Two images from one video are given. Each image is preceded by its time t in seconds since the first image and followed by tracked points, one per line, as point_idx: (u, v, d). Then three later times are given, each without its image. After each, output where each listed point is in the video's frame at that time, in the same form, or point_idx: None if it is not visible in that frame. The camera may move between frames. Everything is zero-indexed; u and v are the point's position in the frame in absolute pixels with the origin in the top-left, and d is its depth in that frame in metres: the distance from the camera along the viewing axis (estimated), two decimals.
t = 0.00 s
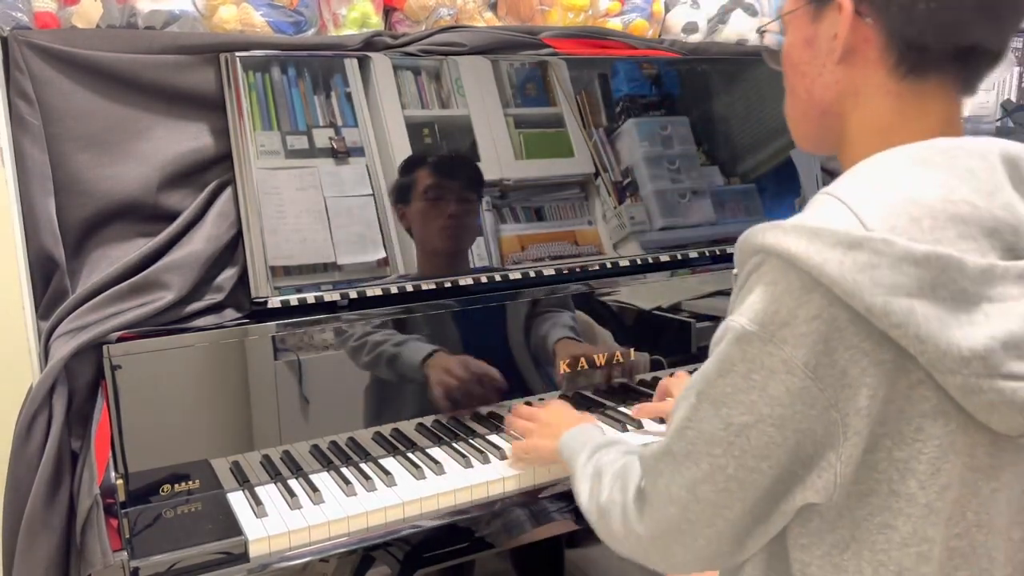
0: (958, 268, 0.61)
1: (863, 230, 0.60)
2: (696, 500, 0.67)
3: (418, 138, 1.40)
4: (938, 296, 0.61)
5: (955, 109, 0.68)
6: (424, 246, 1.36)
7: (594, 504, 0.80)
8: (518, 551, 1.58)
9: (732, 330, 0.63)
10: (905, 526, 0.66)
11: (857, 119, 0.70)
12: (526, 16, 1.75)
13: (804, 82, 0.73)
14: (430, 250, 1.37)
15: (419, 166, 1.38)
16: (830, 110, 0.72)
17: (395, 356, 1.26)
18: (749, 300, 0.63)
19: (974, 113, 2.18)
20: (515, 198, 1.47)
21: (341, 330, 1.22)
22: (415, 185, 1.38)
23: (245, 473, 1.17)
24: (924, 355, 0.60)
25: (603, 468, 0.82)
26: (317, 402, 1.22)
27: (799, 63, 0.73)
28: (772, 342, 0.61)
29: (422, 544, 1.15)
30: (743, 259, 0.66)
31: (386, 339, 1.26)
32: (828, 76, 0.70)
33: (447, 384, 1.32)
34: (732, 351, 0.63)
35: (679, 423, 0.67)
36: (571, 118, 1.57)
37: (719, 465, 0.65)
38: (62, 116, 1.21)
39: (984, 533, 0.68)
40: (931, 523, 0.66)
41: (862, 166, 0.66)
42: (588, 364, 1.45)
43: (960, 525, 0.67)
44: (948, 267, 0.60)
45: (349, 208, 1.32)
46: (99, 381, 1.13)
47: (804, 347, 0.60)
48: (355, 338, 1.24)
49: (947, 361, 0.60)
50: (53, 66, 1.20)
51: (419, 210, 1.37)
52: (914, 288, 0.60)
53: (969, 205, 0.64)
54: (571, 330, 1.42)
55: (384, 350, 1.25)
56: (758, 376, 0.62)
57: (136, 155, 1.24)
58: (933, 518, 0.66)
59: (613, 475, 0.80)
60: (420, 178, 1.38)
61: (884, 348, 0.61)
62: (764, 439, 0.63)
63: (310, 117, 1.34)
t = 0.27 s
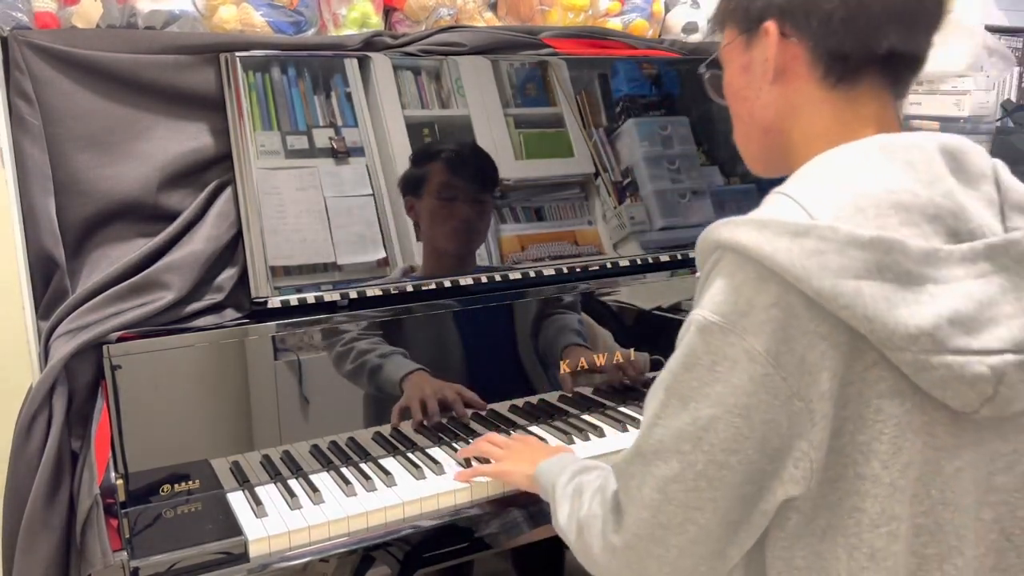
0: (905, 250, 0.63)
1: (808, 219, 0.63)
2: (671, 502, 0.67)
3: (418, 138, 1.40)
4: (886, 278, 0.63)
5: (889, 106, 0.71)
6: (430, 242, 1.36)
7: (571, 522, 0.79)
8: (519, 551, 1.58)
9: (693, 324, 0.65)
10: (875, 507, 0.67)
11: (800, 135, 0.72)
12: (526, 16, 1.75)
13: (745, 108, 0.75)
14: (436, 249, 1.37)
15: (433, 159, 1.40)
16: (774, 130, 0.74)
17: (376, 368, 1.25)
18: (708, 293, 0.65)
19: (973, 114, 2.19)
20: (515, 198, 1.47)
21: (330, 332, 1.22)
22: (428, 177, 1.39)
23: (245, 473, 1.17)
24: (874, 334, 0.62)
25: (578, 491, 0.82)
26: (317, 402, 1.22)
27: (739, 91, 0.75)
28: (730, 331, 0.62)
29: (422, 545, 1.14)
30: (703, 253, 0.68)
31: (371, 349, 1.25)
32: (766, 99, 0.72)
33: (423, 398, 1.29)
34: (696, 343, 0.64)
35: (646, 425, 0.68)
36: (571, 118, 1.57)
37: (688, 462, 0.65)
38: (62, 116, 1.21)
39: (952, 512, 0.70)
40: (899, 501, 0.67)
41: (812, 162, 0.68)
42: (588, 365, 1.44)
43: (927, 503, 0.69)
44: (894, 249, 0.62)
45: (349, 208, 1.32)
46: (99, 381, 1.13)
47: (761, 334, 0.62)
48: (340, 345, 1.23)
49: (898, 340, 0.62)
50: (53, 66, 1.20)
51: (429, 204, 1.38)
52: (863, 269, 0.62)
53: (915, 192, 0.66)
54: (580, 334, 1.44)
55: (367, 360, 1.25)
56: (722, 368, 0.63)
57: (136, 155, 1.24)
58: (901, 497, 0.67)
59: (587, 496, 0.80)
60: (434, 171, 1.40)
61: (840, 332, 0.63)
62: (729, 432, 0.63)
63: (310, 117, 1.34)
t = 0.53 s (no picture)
0: (843, 228, 0.68)
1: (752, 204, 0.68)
2: (631, 483, 0.71)
3: (417, 139, 1.40)
4: (827, 255, 0.67)
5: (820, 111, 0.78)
6: (441, 246, 1.37)
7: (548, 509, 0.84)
8: (518, 552, 1.58)
9: (653, 307, 0.70)
10: (835, 481, 0.72)
11: (750, 150, 0.78)
12: (526, 15, 1.75)
13: (694, 140, 0.82)
14: (447, 254, 1.37)
15: (455, 163, 1.41)
16: (722, 156, 0.80)
17: (372, 370, 1.25)
18: (666, 280, 0.71)
19: (974, 114, 2.15)
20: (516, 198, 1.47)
21: (323, 332, 1.21)
22: (446, 182, 1.40)
23: (245, 473, 1.16)
24: (816, 306, 0.67)
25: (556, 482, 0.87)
26: (317, 402, 1.22)
27: (685, 128, 0.82)
28: (685, 311, 0.68)
29: (421, 546, 1.14)
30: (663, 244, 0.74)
31: (366, 351, 1.25)
32: (712, 125, 0.79)
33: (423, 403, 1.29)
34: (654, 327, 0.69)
35: (611, 402, 0.72)
36: (571, 118, 1.56)
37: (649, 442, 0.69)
38: (61, 116, 1.20)
39: (914, 484, 0.75)
40: (853, 471, 0.72)
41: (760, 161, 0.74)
42: (589, 364, 1.45)
43: (888, 477, 0.74)
44: (833, 227, 0.67)
45: (349, 208, 1.32)
46: (99, 380, 1.13)
47: (714, 314, 0.67)
48: (333, 346, 1.22)
49: (838, 310, 0.67)
50: (53, 66, 1.20)
51: (444, 208, 1.39)
52: (803, 247, 0.67)
53: (852, 179, 0.71)
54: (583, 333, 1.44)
55: (363, 361, 1.24)
56: (677, 348, 0.68)
57: (136, 155, 1.23)
58: (856, 467, 0.72)
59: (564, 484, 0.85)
60: (453, 176, 1.41)
61: (790, 309, 0.68)
62: (685, 410, 0.68)
63: (310, 117, 1.34)
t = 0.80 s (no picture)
0: (799, 206, 0.76)
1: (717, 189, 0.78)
2: (627, 453, 0.75)
3: (417, 139, 1.40)
4: (785, 230, 0.76)
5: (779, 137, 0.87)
6: (471, 246, 1.40)
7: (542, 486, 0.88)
8: (517, 553, 1.58)
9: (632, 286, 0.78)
10: (801, 441, 0.78)
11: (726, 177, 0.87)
12: (526, 16, 1.75)
13: (668, 172, 0.92)
14: (475, 255, 1.40)
15: (502, 172, 1.45)
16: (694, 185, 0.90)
17: (380, 362, 1.26)
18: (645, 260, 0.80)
19: (973, 114, 2.13)
20: (517, 198, 1.46)
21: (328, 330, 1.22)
22: (495, 187, 1.44)
23: (245, 473, 1.16)
24: (776, 274, 0.75)
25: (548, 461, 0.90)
26: (317, 402, 1.22)
27: (659, 165, 0.92)
28: (661, 285, 0.76)
29: (422, 544, 1.14)
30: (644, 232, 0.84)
31: (372, 342, 1.25)
32: (687, 160, 0.88)
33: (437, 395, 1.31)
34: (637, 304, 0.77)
35: (600, 377, 0.78)
36: (571, 118, 1.56)
37: (640, 407, 0.75)
38: (60, 116, 1.20)
39: (885, 449, 0.82)
40: (821, 433, 0.79)
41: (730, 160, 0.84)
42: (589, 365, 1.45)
43: (860, 443, 0.82)
44: (789, 204, 0.76)
45: (349, 208, 1.32)
46: (99, 381, 1.13)
47: (686, 287, 0.76)
48: (340, 340, 1.23)
49: (796, 275, 0.75)
50: (53, 66, 1.19)
51: (484, 210, 1.43)
52: (764, 222, 0.75)
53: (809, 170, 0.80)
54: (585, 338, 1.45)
55: (371, 354, 1.25)
56: (659, 321, 0.75)
57: (137, 155, 1.23)
58: (823, 429, 0.79)
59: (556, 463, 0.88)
60: (501, 184, 1.45)
61: (754, 282, 0.77)
62: (668, 378, 0.75)
63: (310, 117, 1.34)
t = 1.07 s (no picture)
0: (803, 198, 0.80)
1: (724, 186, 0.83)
2: (628, 435, 0.83)
3: (417, 139, 1.40)
4: (791, 220, 0.80)
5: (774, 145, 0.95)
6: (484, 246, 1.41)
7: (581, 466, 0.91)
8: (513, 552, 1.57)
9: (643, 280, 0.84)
10: (807, 427, 0.81)
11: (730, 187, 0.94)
12: (527, 15, 1.75)
13: (673, 183, 1.00)
14: (487, 255, 1.41)
15: (525, 177, 1.47)
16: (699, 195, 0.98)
17: (429, 355, 1.29)
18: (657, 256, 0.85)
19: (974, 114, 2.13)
20: (517, 199, 1.46)
21: (369, 325, 1.24)
22: (516, 191, 1.46)
23: (245, 473, 1.16)
24: (782, 262, 0.79)
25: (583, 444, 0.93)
26: (317, 402, 1.22)
27: (663, 178, 1.01)
28: (669, 279, 0.82)
29: (422, 544, 1.13)
30: (655, 229, 0.89)
31: (419, 339, 1.28)
32: (689, 177, 0.97)
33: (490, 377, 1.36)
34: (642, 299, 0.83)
35: (609, 366, 0.86)
36: (571, 118, 1.56)
37: (642, 395, 0.82)
38: (60, 116, 1.20)
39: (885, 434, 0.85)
40: (827, 419, 0.82)
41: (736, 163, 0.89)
42: (588, 365, 1.46)
43: (866, 431, 0.85)
44: (794, 195, 0.80)
45: (349, 208, 1.32)
46: (99, 381, 1.13)
47: (693, 279, 0.81)
48: (378, 341, 1.25)
49: (802, 261, 0.78)
50: (52, 66, 1.19)
51: (501, 213, 1.44)
52: (770, 213, 0.79)
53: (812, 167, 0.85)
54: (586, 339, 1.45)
55: (420, 348, 1.29)
56: (665, 314, 0.81)
57: (137, 155, 1.23)
58: (829, 416, 0.82)
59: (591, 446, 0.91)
60: (523, 189, 1.46)
61: (760, 272, 0.81)
62: (670, 368, 0.81)
63: (310, 117, 1.34)
